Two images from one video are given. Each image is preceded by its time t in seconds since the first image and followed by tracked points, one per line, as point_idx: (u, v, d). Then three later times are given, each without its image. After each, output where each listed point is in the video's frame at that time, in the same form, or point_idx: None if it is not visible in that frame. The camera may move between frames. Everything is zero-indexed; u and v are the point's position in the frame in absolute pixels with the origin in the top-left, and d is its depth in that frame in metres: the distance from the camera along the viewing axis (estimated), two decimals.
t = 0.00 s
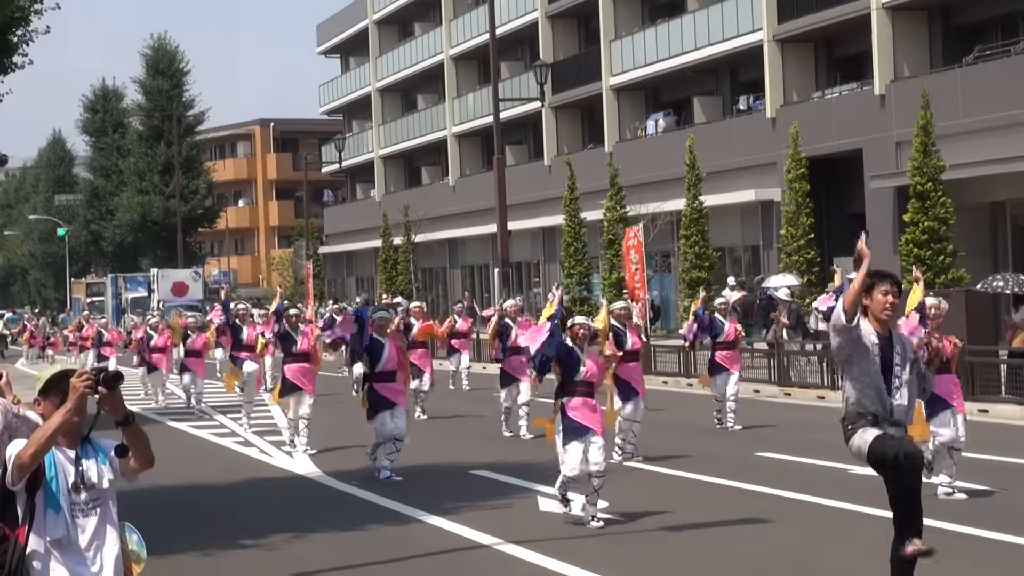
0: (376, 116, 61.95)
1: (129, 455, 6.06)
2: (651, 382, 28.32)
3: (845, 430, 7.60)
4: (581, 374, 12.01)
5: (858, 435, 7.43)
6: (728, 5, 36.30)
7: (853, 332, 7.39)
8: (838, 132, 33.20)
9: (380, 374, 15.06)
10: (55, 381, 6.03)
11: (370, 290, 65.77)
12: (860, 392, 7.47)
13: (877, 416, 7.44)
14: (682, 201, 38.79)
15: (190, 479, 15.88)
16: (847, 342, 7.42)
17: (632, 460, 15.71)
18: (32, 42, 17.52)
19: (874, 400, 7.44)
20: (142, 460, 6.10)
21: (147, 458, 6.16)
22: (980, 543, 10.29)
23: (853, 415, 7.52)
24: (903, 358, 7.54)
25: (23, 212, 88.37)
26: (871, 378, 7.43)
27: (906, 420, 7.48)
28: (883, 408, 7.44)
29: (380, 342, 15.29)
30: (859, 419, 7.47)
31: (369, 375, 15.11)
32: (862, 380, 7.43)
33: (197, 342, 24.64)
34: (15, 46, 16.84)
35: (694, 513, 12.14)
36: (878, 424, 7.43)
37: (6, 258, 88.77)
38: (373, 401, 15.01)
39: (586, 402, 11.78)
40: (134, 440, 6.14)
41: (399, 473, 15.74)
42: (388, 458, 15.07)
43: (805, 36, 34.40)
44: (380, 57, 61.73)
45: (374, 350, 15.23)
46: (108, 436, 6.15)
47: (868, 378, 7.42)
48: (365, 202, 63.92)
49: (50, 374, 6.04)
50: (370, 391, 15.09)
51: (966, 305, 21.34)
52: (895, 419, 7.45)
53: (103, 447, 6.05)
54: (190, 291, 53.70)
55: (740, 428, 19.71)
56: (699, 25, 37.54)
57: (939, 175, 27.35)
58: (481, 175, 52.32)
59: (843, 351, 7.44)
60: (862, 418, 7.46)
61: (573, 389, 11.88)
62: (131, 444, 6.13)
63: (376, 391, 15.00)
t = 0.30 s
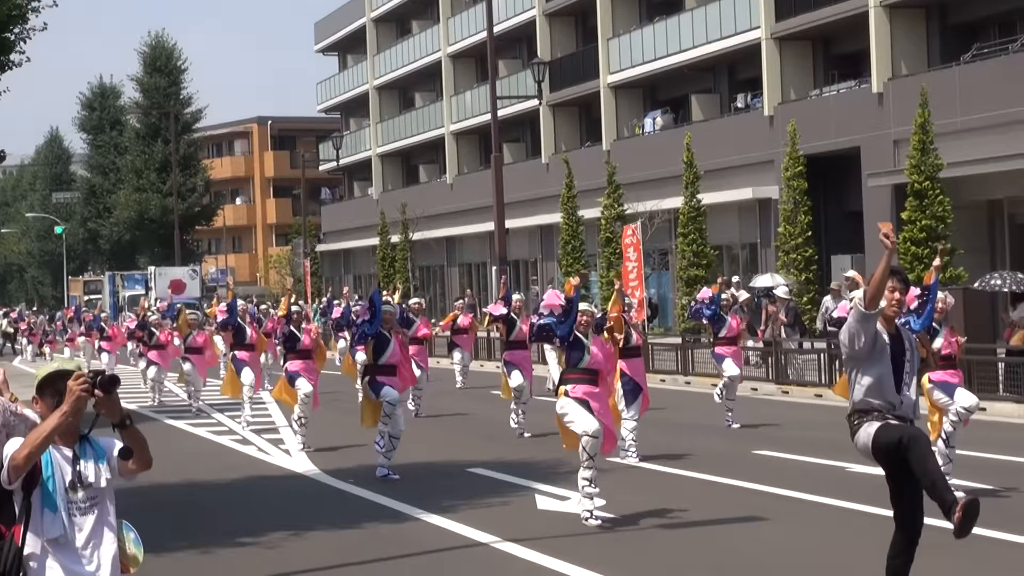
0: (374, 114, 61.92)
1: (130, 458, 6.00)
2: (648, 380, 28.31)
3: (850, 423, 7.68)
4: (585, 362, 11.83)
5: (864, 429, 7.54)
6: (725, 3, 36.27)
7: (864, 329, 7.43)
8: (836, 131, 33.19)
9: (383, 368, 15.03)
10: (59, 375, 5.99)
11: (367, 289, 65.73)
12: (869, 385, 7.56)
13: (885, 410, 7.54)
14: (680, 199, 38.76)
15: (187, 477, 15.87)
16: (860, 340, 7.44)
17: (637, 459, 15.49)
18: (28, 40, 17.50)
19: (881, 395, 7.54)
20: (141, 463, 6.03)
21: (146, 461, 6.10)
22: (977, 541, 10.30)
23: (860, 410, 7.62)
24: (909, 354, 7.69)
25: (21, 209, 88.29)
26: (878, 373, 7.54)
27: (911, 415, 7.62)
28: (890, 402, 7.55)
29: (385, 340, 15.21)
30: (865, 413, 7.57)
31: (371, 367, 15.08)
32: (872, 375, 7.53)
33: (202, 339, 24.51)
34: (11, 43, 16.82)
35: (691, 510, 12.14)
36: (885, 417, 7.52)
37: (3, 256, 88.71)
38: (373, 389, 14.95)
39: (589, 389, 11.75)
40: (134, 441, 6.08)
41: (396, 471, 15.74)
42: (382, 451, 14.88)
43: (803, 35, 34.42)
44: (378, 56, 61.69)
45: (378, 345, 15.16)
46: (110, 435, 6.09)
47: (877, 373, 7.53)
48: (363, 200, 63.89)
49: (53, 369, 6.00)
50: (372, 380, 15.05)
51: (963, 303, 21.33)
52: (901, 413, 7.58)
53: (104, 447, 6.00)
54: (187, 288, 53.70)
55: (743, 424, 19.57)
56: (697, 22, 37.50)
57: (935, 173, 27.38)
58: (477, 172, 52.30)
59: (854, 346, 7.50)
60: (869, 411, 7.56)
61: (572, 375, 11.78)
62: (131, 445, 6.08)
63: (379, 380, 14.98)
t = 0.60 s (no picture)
0: (371, 114, 61.91)
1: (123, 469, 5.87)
2: (646, 380, 28.31)
3: (857, 436, 7.62)
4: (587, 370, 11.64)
5: (873, 448, 7.49)
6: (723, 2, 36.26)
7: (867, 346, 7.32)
8: (833, 130, 33.19)
9: (382, 373, 14.78)
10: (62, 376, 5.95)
11: (365, 288, 65.71)
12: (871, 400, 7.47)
13: (887, 422, 7.46)
14: (677, 198, 38.76)
15: (184, 477, 15.87)
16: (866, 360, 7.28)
17: (634, 458, 15.51)
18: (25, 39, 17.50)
19: (883, 407, 7.44)
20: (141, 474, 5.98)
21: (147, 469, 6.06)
22: (974, 541, 10.30)
23: (866, 424, 7.55)
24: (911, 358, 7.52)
25: (18, 209, 88.21)
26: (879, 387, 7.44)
27: (915, 423, 7.49)
28: (895, 414, 7.45)
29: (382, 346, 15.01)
30: (871, 427, 7.49)
31: (369, 373, 14.83)
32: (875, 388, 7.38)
33: (202, 340, 24.32)
34: (9, 43, 16.82)
35: (688, 510, 12.16)
36: (889, 429, 7.44)
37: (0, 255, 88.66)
38: (371, 399, 14.81)
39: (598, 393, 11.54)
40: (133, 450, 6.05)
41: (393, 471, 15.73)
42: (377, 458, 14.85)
43: (800, 34, 34.42)
44: (375, 55, 61.68)
45: (375, 352, 14.96)
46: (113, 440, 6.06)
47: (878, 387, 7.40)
48: (360, 199, 63.86)
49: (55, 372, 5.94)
50: (372, 387, 14.85)
51: (960, 302, 21.35)
52: (906, 424, 7.46)
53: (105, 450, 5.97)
54: (185, 288, 53.68)
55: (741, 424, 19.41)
56: (695, 22, 37.50)
57: (933, 172, 27.28)
58: (475, 172, 52.33)
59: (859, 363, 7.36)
60: (878, 426, 7.47)
61: (577, 382, 11.53)
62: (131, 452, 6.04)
63: (378, 389, 14.79)
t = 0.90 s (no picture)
0: (369, 113, 61.91)
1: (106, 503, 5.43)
2: (643, 380, 28.29)
3: (856, 436, 7.64)
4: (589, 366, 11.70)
5: (871, 448, 7.50)
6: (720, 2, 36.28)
7: (864, 343, 7.35)
8: (830, 129, 33.19)
9: (379, 372, 14.78)
10: (59, 380, 5.43)
11: (362, 288, 65.66)
12: (872, 399, 7.48)
13: (888, 420, 7.46)
14: (675, 198, 38.75)
15: (180, 476, 15.86)
16: (864, 356, 7.30)
17: (631, 458, 15.50)
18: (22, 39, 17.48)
19: (884, 406, 7.45)
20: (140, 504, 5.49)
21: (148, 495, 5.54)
22: (972, 540, 10.30)
23: (866, 423, 7.55)
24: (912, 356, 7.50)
25: (15, 209, 88.14)
26: (880, 386, 7.43)
27: (916, 421, 7.49)
28: (895, 414, 7.45)
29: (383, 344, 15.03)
30: (872, 427, 7.50)
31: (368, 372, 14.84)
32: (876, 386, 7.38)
33: (199, 340, 24.21)
34: (6, 43, 16.82)
35: (686, 510, 12.15)
36: (890, 428, 7.45)
37: None
38: (370, 398, 14.83)
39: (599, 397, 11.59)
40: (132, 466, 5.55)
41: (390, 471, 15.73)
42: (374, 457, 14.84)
43: (797, 34, 34.42)
44: (373, 55, 61.67)
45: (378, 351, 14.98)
46: (112, 449, 5.55)
47: (878, 387, 7.40)
48: (358, 199, 63.83)
49: (52, 376, 5.41)
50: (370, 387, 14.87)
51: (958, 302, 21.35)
52: (907, 422, 7.46)
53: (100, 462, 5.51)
54: (182, 288, 53.63)
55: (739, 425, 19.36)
56: (692, 21, 37.50)
57: (930, 171, 27.30)
58: (472, 172, 52.35)
59: (858, 360, 7.38)
60: (878, 426, 7.47)
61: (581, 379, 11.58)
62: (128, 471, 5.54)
63: (374, 388, 14.81)
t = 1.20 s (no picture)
0: (367, 114, 61.91)
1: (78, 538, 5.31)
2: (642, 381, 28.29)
3: (855, 437, 7.64)
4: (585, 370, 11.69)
5: (870, 450, 7.50)
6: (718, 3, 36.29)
7: (867, 347, 7.31)
8: (829, 130, 33.21)
9: (377, 373, 14.77)
10: (45, 388, 5.20)
11: (360, 289, 65.65)
12: (871, 400, 7.47)
13: (887, 422, 7.45)
14: (673, 199, 38.78)
15: (179, 477, 15.86)
16: (865, 358, 7.29)
17: (630, 458, 15.51)
18: (22, 39, 17.48)
19: (883, 408, 7.44)
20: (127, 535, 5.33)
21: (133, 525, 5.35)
22: (971, 542, 10.30)
23: (865, 424, 7.54)
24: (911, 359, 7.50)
25: (13, 210, 88.07)
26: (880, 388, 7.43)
27: (914, 423, 7.49)
28: (894, 415, 7.44)
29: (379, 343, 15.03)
30: (870, 428, 7.49)
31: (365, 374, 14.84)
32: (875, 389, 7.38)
33: (197, 341, 24.22)
34: (5, 44, 16.82)
35: (684, 510, 12.17)
36: (888, 430, 7.44)
37: None
38: (366, 400, 14.84)
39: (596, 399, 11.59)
40: (119, 488, 5.35)
41: (389, 470, 15.73)
42: (372, 458, 14.84)
43: (796, 35, 34.44)
44: (371, 55, 61.67)
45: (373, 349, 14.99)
46: (101, 467, 5.38)
47: (877, 389, 7.39)
48: (356, 199, 63.82)
49: (35, 384, 5.18)
50: (367, 388, 14.87)
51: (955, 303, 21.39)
52: (905, 425, 7.46)
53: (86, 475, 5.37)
54: (180, 288, 53.61)
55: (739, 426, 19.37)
56: (690, 23, 37.53)
57: (928, 172, 27.35)
58: (471, 172, 52.34)
59: (860, 364, 7.36)
60: (877, 428, 7.47)
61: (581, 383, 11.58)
62: (117, 493, 5.35)
63: (372, 389, 14.81)
